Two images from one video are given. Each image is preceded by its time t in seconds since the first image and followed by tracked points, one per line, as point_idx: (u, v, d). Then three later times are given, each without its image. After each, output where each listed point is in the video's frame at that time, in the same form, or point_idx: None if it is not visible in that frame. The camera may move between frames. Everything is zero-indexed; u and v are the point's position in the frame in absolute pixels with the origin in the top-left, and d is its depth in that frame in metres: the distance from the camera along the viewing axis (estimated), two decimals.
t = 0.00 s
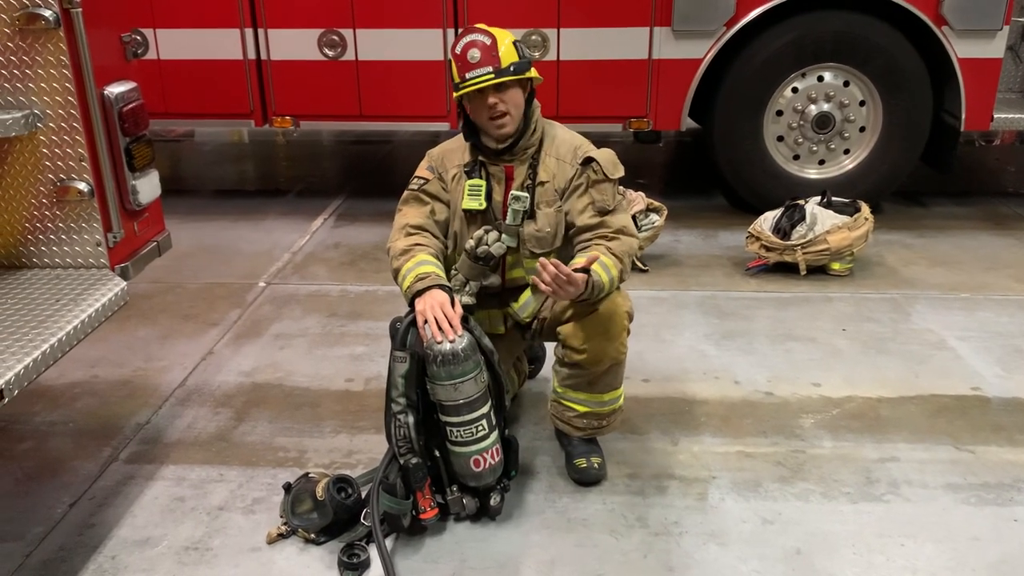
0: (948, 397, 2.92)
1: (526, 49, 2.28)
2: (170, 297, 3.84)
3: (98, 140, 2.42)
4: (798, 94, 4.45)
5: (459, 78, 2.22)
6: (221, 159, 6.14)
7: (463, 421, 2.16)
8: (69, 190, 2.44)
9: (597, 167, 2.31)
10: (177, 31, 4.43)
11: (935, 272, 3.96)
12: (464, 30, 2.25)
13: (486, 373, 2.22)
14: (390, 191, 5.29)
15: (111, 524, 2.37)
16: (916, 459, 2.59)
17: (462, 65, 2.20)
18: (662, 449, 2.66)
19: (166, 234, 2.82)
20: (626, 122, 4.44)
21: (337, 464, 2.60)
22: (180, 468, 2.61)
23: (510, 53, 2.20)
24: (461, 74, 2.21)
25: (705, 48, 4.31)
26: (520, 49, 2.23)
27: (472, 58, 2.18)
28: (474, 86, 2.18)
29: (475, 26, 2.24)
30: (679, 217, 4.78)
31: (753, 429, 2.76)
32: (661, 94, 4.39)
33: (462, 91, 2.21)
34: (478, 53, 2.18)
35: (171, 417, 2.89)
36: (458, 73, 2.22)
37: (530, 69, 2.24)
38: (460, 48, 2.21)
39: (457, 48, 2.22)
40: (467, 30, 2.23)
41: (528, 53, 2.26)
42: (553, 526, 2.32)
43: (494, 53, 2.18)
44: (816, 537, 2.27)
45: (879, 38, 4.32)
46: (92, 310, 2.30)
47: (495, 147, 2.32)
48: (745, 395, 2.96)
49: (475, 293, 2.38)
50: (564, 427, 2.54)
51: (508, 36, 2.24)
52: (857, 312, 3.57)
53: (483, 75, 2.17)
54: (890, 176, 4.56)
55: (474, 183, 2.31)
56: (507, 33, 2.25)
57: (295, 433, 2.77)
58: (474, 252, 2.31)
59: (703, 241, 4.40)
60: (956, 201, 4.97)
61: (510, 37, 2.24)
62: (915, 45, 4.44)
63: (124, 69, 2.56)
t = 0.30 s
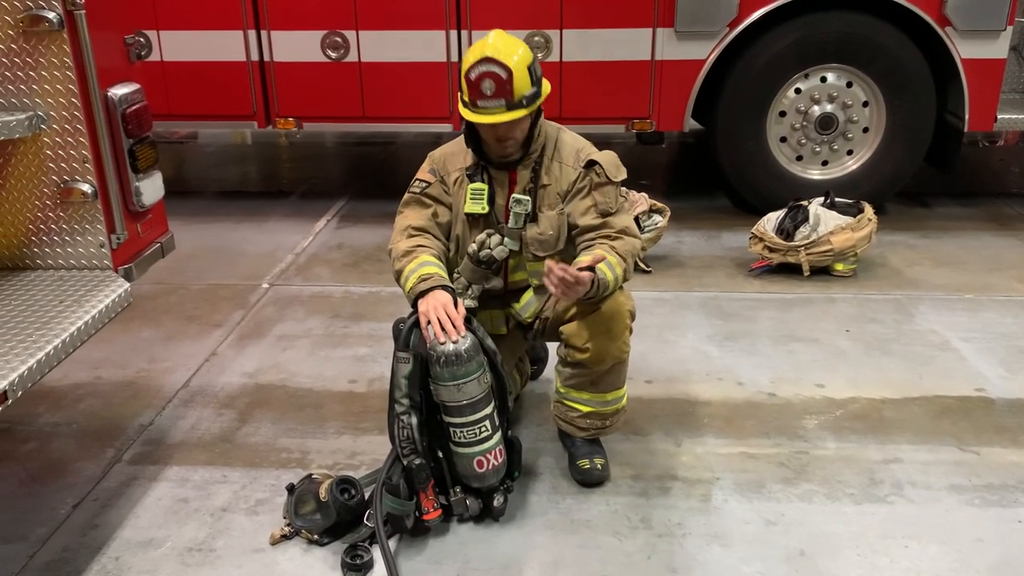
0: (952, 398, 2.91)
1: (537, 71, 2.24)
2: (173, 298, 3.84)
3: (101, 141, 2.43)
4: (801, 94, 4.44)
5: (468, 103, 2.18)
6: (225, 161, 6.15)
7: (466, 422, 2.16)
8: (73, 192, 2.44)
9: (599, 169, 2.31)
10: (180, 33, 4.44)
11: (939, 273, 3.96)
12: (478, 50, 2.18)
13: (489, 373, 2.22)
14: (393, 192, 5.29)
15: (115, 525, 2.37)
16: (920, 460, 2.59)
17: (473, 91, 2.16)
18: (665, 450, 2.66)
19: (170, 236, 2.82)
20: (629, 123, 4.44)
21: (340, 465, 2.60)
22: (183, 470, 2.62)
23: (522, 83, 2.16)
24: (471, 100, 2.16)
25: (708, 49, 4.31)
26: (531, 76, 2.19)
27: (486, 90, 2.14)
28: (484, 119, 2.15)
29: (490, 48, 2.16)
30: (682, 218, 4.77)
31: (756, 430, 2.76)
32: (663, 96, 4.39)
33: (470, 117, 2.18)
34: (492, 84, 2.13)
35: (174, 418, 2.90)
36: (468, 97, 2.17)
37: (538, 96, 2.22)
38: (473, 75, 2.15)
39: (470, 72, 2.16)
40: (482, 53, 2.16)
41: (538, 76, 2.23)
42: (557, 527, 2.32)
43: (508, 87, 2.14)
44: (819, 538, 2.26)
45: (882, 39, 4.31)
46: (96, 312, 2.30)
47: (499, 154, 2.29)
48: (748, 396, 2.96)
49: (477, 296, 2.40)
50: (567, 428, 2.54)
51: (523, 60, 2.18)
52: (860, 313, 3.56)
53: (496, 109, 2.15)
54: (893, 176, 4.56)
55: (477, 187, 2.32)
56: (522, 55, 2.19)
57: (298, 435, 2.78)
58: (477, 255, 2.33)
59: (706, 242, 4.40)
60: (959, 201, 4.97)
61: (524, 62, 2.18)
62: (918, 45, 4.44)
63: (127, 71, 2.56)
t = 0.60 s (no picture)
0: (956, 398, 2.91)
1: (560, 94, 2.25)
2: (177, 299, 3.85)
3: (106, 141, 2.42)
4: (804, 94, 4.44)
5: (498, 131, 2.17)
6: (227, 161, 6.15)
7: (469, 422, 2.15)
8: (77, 192, 2.45)
9: (603, 173, 2.32)
10: (183, 34, 4.45)
11: (942, 272, 3.95)
12: (511, 78, 2.15)
13: (491, 373, 2.22)
14: (395, 193, 5.29)
15: (118, 525, 2.38)
16: (923, 460, 2.58)
17: (506, 121, 2.15)
18: (669, 451, 2.65)
19: (173, 236, 2.82)
20: (632, 123, 4.43)
21: (344, 465, 2.60)
22: (186, 470, 2.62)
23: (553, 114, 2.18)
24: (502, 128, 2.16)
25: (711, 49, 4.31)
26: (560, 105, 2.21)
27: (521, 123, 2.14)
28: (515, 149, 2.16)
29: (526, 78, 2.15)
30: (685, 219, 4.77)
31: (759, 430, 2.75)
32: (666, 96, 4.39)
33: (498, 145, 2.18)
34: (528, 118, 2.14)
35: (178, 418, 2.90)
36: (498, 125, 2.17)
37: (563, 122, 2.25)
38: (508, 106, 2.14)
39: (504, 101, 2.14)
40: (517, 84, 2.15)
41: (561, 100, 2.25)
42: (560, 527, 2.32)
43: (542, 120, 2.15)
44: (823, 539, 2.26)
45: (886, 38, 4.31)
46: (100, 312, 2.30)
47: (513, 165, 2.30)
48: (752, 396, 2.96)
49: (480, 301, 2.37)
50: (571, 427, 2.55)
51: (553, 89, 2.19)
52: (864, 313, 3.55)
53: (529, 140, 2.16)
54: (896, 176, 4.55)
55: (480, 193, 2.30)
56: (552, 81, 2.19)
57: (301, 435, 2.78)
58: (479, 262, 2.29)
59: (709, 242, 4.39)
60: (963, 201, 4.96)
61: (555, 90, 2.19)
62: (921, 45, 4.43)
63: (131, 72, 2.56)
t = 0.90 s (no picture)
0: (958, 397, 2.90)
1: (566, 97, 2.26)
2: (178, 297, 3.84)
3: (106, 139, 2.42)
4: (806, 92, 4.43)
5: (508, 130, 2.16)
6: (228, 160, 6.15)
7: (471, 420, 2.15)
8: (78, 191, 2.45)
9: (607, 171, 2.32)
10: (184, 32, 4.44)
11: (945, 271, 3.94)
12: (523, 78, 2.15)
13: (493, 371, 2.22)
14: (397, 191, 5.29)
15: (120, 524, 2.38)
16: (926, 458, 2.58)
17: (518, 119, 2.13)
18: (670, 449, 2.65)
19: (174, 235, 2.82)
20: (633, 121, 4.42)
21: (345, 464, 2.60)
22: (188, 468, 2.62)
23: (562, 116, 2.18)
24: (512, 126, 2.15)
25: (712, 47, 4.30)
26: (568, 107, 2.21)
27: (532, 122, 2.13)
28: (524, 148, 2.15)
29: (539, 79, 2.15)
30: (686, 217, 4.76)
31: (761, 429, 2.75)
32: (668, 94, 4.38)
33: (507, 144, 2.16)
34: (539, 118, 2.13)
35: (179, 417, 2.90)
36: (508, 123, 2.15)
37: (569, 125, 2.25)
38: (521, 104, 2.12)
39: (517, 100, 2.13)
40: (530, 84, 2.14)
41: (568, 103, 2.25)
42: (562, 525, 2.32)
43: (554, 120, 2.14)
44: (825, 537, 2.25)
45: (888, 35, 4.29)
46: (101, 310, 2.30)
47: (518, 165, 2.29)
48: (753, 394, 2.96)
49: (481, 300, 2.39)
50: (571, 426, 2.54)
51: (564, 93, 2.19)
52: (866, 312, 3.55)
53: (538, 140, 2.15)
54: (898, 173, 4.55)
55: (482, 191, 2.29)
56: (562, 83, 2.20)
57: (303, 433, 2.77)
58: (481, 260, 2.30)
59: (710, 240, 4.39)
60: (965, 199, 4.95)
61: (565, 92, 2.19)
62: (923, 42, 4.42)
63: (131, 70, 2.56)
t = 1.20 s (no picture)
0: (956, 393, 2.90)
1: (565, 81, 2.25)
2: (175, 295, 3.84)
3: (102, 136, 2.41)
4: (804, 89, 4.43)
5: (506, 114, 2.15)
6: (226, 157, 6.14)
7: (469, 417, 2.15)
8: (74, 188, 2.44)
9: (598, 163, 2.31)
10: (181, 29, 4.44)
11: (943, 268, 3.94)
12: (522, 59, 2.13)
13: (491, 369, 2.22)
14: (394, 188, 5.28)
15: (117, 521, 2.37)
16: (924, 455, 2.58)
17: (515, 101, 2.12)
18: (668, 446, 2.65)
19: (171, 232, 2.81)
20: (631, 118, 4.42)
21: (342, 461, 2.59)
22: (185, 466, 2.61)
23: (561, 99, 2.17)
24: (510, 111, 2.14)
25: (710, 44, 4.30)
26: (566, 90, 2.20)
27: (530, 106, 2.12)
28: (522, 133, 2.14)
29: (536, 63, 2.13)
30: (684, 214, 4.76)
31: (759, 425, 2.75)
32: (666, 91, 4.38)
33: (505, 126, 2.15)
34: (537, 102, 2.12)
35: (176, 415, 2.89)
36: (506, 108, 2.14)
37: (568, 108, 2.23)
38: (519, 87, 2.11)
39: (514, 84, 2.12)
40: (528, 68, 2.12)
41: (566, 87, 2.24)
42: (560, 522, 2.32)
43: (551, 102, 2.13)
44: (823, 534, 2.25)
45: (885, 32, 4.29)
46: (97, 308, 2.29)
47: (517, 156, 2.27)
48: (751, 390, 2.95)
49: (480, 296, 2.39)
50: (571, 423, 2.54)
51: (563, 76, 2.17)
52: (864, 308, 3.55)
53: (537, 123, 2.14)
54: (896, 170, 4.55)
55: (480, 186, 2.30)
56: (560, 66, 2.18)
57: (300, 431, 2.77)
58: (480, 255, 2.30)
59: (708, 237, 4.38)
60: (962, 196, 4.95)
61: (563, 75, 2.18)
62: (921, 39, 4.42)
63: (128, 66, 2.55)
